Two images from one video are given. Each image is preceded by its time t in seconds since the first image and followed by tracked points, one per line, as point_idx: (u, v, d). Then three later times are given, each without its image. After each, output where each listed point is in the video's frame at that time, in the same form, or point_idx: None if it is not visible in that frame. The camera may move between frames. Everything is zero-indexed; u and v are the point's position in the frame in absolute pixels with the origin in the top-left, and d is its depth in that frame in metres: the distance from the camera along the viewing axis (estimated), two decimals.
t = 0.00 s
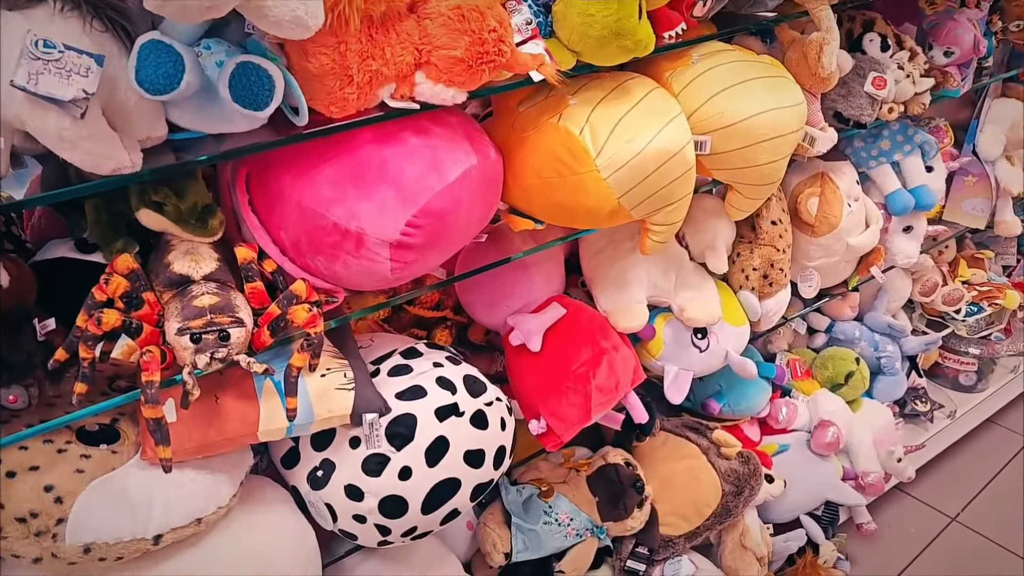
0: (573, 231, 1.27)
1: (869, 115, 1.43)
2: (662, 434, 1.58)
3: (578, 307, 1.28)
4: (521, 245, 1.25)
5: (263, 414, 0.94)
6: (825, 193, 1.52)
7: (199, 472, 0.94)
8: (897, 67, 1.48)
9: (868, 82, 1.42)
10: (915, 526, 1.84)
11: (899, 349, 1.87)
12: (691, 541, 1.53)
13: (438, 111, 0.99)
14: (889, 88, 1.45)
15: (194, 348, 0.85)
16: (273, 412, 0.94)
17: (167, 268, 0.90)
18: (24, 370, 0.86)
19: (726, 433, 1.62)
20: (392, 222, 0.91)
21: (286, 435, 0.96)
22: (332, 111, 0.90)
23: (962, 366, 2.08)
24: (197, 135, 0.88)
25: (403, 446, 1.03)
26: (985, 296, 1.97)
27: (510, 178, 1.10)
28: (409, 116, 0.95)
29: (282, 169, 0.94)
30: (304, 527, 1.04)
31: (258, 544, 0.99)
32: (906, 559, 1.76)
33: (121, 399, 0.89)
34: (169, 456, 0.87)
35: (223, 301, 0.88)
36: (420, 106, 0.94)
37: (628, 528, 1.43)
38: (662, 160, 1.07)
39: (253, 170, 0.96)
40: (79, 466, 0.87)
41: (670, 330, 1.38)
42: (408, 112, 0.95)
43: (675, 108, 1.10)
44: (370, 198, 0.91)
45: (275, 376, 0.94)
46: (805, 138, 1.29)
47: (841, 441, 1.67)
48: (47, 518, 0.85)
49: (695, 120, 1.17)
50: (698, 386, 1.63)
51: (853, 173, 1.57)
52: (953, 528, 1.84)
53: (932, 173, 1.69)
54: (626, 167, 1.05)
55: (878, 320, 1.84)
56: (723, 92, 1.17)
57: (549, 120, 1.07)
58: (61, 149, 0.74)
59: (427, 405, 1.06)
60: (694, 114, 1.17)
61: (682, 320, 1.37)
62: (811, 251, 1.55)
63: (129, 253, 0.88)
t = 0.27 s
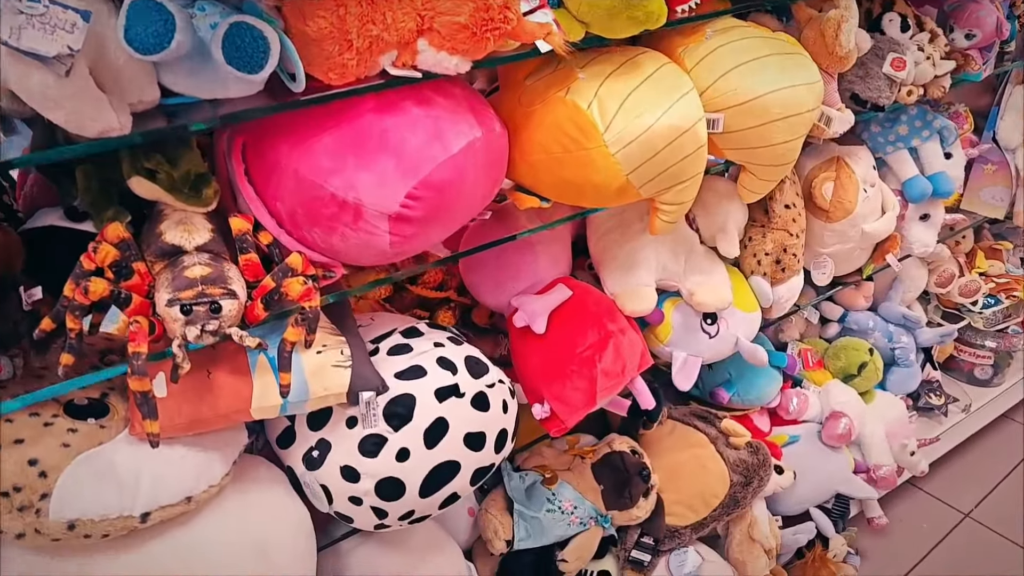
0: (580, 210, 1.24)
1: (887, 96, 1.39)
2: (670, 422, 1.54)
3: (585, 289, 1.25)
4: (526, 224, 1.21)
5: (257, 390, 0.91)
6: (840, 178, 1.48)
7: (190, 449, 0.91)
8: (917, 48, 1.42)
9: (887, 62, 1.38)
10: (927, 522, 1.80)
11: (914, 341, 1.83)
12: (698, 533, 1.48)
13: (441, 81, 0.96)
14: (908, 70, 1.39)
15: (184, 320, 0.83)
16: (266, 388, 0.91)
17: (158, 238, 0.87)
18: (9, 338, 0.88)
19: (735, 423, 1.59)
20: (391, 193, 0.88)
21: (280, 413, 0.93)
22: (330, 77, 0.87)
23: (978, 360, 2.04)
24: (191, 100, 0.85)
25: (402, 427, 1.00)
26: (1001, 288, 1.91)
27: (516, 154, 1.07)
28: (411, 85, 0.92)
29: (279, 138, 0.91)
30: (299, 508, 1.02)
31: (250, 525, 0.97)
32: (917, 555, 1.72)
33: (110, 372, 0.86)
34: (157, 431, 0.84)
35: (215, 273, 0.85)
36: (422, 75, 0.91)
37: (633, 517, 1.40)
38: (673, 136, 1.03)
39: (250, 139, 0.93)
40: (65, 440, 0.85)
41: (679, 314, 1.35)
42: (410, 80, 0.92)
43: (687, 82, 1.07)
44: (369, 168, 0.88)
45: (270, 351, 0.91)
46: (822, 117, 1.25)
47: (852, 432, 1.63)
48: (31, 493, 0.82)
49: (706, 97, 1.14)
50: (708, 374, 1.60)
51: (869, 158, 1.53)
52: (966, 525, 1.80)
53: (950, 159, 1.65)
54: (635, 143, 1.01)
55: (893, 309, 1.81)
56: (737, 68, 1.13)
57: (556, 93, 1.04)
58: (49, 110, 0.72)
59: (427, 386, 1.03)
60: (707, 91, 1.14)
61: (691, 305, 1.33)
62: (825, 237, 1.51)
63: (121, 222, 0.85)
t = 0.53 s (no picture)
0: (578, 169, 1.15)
1: (903, 62, 1.32)
2: (666, 402, 1.48)
3: (581, 256, 1.18)
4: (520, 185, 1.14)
5: (222, 349, 0.83)
6: (850, 149, 1.41)
7: (149, 412, 0.84)
8: (935, 14, 1.35)
9: (903, 27, 1.31)
10: (926, 512, 1.74)
11: (918, 325, 1.77)
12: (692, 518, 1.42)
13: (432, 19, 0.88)
14: (926, 37, 1.33)
15: (142, 268, 0.75)
16: (234, 347, 0.84)
17: (117, 179, 0.79)
18: None
19: (732, 404, 1.52)
20: (373, 135, 0.80)
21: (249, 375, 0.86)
22: (310, 8, 0.81)
23: (981, 347, 1.98)
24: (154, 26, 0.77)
25: (382, 394, 0.92)
26: (1009, 273, 1.87)
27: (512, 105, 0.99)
28: (399, 21, 0.86)
29: (252, 73, 0.83)
30: (269, 480, 0.94)
31: (214, 496, 0.89)
32: (916, 546, 1.67)
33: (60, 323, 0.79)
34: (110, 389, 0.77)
35: (178, 217, 0.77)
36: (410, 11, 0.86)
37: (625, 500, 1.34)
38: (681, 89, 0.96)
39: (220, 75, 0.85)
40: (9, 398, 0.77)
41: (679, 287, 1.28)
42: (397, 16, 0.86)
43: (697, 32, 0.99)
44: (350, 106, 0.80)
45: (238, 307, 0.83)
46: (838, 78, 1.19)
47: (854, 417, 1.57)
48: None
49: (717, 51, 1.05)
50: (705, 352, 1.53)
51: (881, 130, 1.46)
52: (966, 516, 1.75)
53: (963, 135, 1.58)
54: (640, 93, 0.94)
55: (897, 292, 1.75)
56: (750, 21, 1.05)
57: (557, 39, 0.96)
58: None
59: (409, 351, 0.95)
60: (717, 44, 1.05)
61: (692, 277, 1.26)
62: (832, 212, 1.44)
63: (74, 159, 0.77)
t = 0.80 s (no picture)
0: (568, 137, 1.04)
1: (917, 35, 1.22)
2: (655, 394, 1.39)
3: (567, 236, 1.08)
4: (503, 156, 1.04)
5: (159, 332, 0.73)
6: (855, 128, 1.32)
7: (74, 403, 0.73)
8: None
9: None
10: (917, 509, 1.67)
11: (918, 316, 1.69)
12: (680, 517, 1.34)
13: None
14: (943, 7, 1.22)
15: (61, 238, 0.65)
16: (172, 331, 0.74)
17: (36, 134, 0.68)
18: None
19: (724, 396, 1.44)
20: (334, 90, 0.69)
21: (191, 363, 0.76)
22: None
23: (979, 339, 1.90)
24: None
25: (342, 386, 0.83)
26: (1011, 263, 1.80)
27: (495, 66, 0.88)
28: None
29: (197, 17, 0.72)
30: (216, 479, 0.84)
31: (152, 498, 0.78)
32: (908, 546, 1.59)
33: None
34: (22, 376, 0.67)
35: (105, 179, 0.67)
36: None
37: (610, 499, 1.25)
38: (683, 52, 0.87)
39: (161, 20, 0.74)
40: None
41: (672, 271, 1.18)
42: None
43: None
44: (307, 56, 0.69)
45: (179, 285, 0.73)
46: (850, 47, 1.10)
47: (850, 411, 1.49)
48: None
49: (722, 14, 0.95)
50: (698, 341, 1.45)
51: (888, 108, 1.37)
52: (960, 514, 1.68)
53: (973, 116, 1.49)
54: (637, 55, 0.84)
55: (897, 281, 1.67)
56: None
57: None
58: None
59: (374, 338, 0.86)
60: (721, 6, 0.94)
61: (687, 261, 1.17)
62: (835, 194, 1.36)
63: None
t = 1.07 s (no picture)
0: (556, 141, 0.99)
1: (932, 38, 1.16)
2: (648, 406, 1.34)
3: (555, 244, 1.03)
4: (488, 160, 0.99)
5: (103, 348, 0.68)
6: (864, 133, 1.26)
7: (12, 420, 0.69)
8: None
9: None
10: (920, 527, 1.62)
11: (925, 328, 1.62)
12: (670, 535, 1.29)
13: None
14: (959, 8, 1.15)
15: None
16: (116, 347, 0.69)
17: None
18: None
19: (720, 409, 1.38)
20: (291, 92, 0.64)
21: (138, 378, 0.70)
22: None
23: (989, 352, 1.83)
24: None
25: (304, 404, 0.78)
26: None
27: (476, 65, 0.82)
28: None
29: (148, 9, 0.67)
30: (170, 498, 0.80)
31: (99, 519, 0.74)
32: (908, 566, 1.54)
33: None
34: None
35: (44, 182, 0.63)
36: None
37: (598, 516, 1.21)
38: (677, 54, 0.80)
39: (111, 10, 0.69)
40: None
41: (666, 282, 1.13)
42: None
43: None
44: (263, 54, 0.64)
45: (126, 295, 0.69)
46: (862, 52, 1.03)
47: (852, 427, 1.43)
48: None
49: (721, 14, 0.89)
50: (693, 352, 1.39)
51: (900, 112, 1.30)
52: (964, 532, 1.62)
53: (989, 122, 1.43)
54: (627, 57, 0.78)
55: (905, 292, 1.60)
56: None
57: None
58: None
59: (341, 353, 0.80)
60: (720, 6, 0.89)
61: (682, 271, 1.11)
62: (840, 202, 1.30)
63: None
